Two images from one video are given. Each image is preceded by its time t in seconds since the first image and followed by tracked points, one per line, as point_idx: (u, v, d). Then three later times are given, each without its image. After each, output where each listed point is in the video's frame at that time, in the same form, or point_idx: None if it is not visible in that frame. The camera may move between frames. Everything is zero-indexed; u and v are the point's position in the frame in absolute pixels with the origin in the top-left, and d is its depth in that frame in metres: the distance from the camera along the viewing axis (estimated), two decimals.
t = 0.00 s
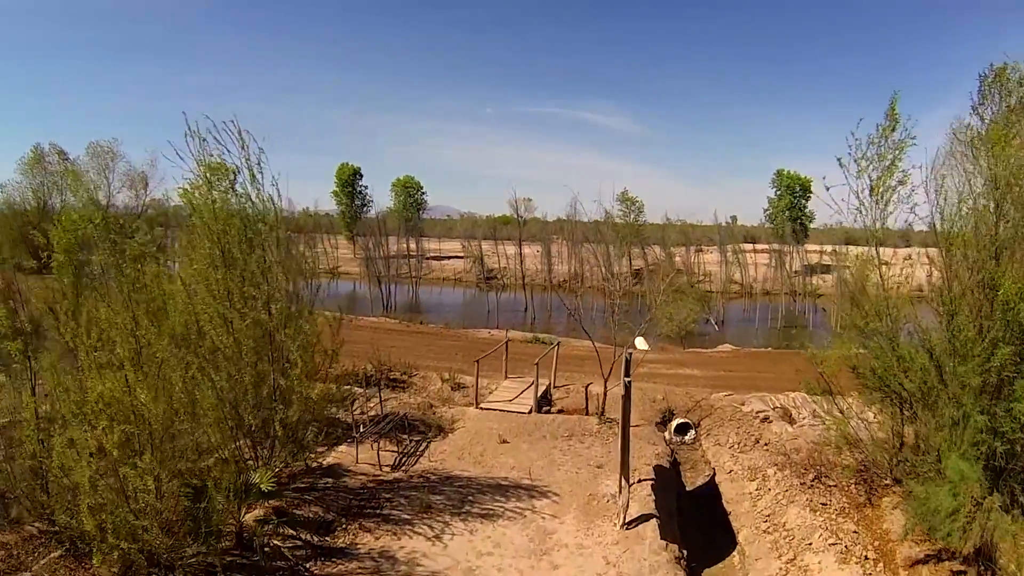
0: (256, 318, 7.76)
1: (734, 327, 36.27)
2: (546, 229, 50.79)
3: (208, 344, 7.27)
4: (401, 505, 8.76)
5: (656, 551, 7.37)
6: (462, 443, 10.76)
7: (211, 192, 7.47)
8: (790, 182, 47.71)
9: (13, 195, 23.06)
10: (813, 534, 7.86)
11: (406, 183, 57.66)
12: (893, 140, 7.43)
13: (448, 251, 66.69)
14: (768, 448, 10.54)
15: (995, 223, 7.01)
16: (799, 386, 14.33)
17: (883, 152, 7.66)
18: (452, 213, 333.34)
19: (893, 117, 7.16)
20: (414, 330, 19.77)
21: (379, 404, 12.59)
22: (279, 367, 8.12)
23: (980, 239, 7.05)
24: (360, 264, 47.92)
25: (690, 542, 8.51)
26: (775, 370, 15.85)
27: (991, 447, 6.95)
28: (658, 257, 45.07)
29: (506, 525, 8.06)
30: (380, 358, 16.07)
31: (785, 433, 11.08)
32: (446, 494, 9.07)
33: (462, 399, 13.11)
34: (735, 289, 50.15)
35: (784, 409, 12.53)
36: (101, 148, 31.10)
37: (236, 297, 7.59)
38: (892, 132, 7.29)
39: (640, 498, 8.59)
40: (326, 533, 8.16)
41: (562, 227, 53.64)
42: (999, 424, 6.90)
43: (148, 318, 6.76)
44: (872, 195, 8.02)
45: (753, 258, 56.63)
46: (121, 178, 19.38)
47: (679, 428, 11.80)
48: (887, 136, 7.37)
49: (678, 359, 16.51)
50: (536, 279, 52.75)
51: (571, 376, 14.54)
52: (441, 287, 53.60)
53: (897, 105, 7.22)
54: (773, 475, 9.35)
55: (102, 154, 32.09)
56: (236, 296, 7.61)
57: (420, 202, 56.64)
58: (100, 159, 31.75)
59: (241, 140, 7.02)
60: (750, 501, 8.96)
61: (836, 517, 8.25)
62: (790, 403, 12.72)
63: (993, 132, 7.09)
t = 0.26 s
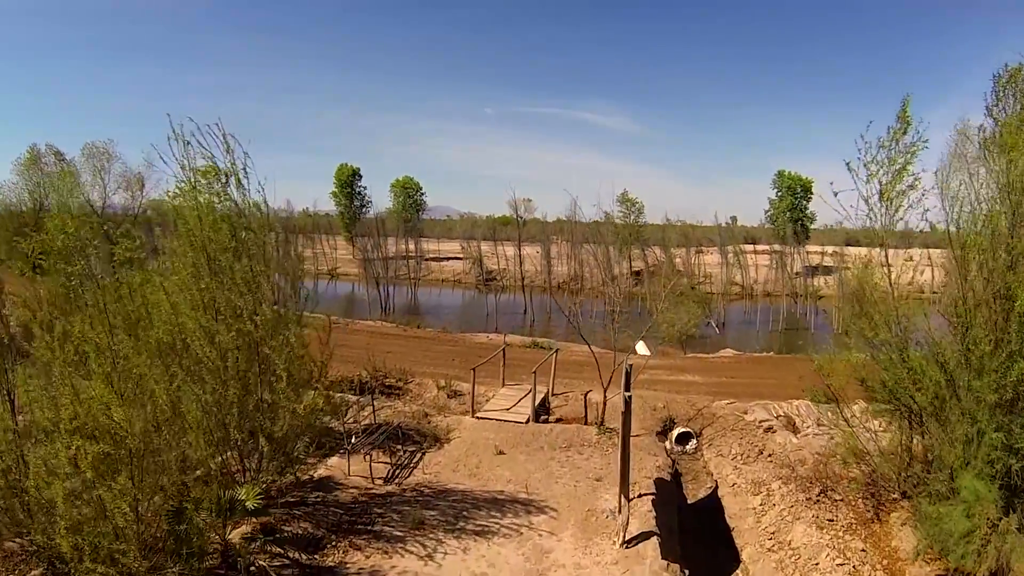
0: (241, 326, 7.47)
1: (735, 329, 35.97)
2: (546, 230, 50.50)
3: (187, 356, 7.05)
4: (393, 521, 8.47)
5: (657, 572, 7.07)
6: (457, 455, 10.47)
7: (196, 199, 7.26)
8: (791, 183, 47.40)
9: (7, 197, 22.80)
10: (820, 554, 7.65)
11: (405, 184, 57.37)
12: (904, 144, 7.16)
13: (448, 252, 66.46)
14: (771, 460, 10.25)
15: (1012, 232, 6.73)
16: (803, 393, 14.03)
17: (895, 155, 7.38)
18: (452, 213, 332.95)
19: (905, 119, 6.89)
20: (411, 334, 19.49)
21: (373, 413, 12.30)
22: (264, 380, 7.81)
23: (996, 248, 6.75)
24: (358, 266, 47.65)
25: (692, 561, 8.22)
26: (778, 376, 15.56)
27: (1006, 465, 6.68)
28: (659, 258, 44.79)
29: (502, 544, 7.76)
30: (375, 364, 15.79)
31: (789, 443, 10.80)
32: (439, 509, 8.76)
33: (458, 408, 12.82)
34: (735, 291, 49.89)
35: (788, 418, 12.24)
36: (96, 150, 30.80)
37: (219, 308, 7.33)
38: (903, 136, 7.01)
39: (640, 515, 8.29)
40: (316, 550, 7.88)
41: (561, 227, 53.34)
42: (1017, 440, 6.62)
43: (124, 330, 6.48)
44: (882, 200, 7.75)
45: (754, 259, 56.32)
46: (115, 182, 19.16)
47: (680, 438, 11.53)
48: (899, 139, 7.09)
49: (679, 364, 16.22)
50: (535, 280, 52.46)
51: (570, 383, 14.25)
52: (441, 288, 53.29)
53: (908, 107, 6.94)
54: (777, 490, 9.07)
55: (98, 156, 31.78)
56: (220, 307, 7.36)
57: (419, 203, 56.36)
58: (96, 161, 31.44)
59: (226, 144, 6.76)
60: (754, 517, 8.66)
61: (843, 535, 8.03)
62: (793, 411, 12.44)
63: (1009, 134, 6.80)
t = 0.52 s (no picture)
0: (227, 336, 7.25)
1: (735, 331, 35.68)
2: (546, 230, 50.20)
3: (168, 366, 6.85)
4: (384, 536, 8.21)
5: None
6: (452, 466, 10.20)
7: (180, 204, 6.92)
8: (792, 184, 47.09)
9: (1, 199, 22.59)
10: None
11: (404, 184, 57.06)
12: (917, 147, 6.87)
13: (447, 252, 66.16)
14: (775, 471, 10.01)
15: None
16: (806, 400, 13.77)
17: (906, 159, 7.10)
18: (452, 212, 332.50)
19: (917, 121, 6.61)
20: (407, 337, 19.19)
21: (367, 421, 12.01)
22: (250, 392, 7.59)
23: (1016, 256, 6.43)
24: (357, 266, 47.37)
25: None
26: (780, 382, 15.28)
27: None
28: (659, 259, 44.46)
29: (497, 562, 7.49)
30: (370, 369, 15.50)
31: (794, 453, 10.55)
32: (433, 524, 8.49)
33: (455, 415, 12.54)
34: (736, 292, 49.59)
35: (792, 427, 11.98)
36: (91, 151, 30.48)
37: (203, 318, 7.10)
38: (916, 138, 6.73)
39: (641, 531, 8.03)
40: (304, 567, 7.62)
41: (561, 228, 53.02)
42: None
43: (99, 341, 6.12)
44: (892, 204, 7.47)
45: (754, 259, 56.04)
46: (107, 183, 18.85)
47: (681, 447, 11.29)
48: (911, 141, 6.80)
49: (680, 369, 15.95)
50: (535, 281, 52.17)
51: (569, 389, 13.98)
52: (440, 288, 52.98)
53: (920, 109, 6.66)
54: (783, 504, 8.92)
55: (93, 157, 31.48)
56: (205, 316, 7.12)
57: (418, 203, 56.06)
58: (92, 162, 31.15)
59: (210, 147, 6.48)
60: (757, 533, 8.56)
61: (850, 553, 7.98)
62: (796, 419, 12.19)
63: None
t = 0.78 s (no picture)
0: (213, 350, 7.02)
1: (737, 333, 35.39)
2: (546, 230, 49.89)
3: (153, 378, 6.58)
4: (376, 552, 7.93)
5: None
6: (448, 478, 9.93)
7: (164, 214, 6.71)
8: (794, 185, 46.81)
9: None
10: None
11: (404, 184, 56.74)
12: (932, 150, 6.62)
13: (447, 253, 65.86)
14: (781, 485, 9.82)
15: None
16: (810, 408, 13.48)
17: (918, 164, 6.86)
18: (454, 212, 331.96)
19: (932, 123, 6.37)
20: (404, 342, 18.91)
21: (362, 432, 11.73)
22: (234, 407, 7.32)
23: None
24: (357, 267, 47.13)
25: None
26: (784, 388, 14.98)
27: None
28: (660, 260, 44.14)
29: None
30: (366, 376, 15.23)
31: (799, 464, 10.30)
32: (426, 539, 8.23)
33: (452, 424, 12.28)
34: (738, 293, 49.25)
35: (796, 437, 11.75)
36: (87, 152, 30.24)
37: (188, 331, 6.85)
38: (930, 141, 6.49)
39: (642, 549, 7.77)
40: None
41: (561, 228, 52.70)
42: None
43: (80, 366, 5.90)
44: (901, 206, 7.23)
45: (756, 260, 55.69)
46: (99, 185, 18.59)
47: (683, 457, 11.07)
48: (925, 145, 6.57)
49: (681, 375, 15.66)
50: (535, 282, 51.87)
51: (568, 396, 13.71)
52: (440, 290, 52.69)
53: (935, 111, 6.43)
54: (788, 521, 8.82)
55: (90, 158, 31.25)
56: (190, 328, 6.88)
57: (417, 203, 55.75)
58: (88, 163, 30.90)
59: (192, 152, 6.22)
60: (763, 551, 8.53)
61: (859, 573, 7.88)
62: (801, 427, 11.94)
63: None
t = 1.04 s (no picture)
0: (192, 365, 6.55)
1: (739, 335, 35.05)
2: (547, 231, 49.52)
3: (128, 397, 6.36)
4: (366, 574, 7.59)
5: None
6: (442, 493, 9.60)
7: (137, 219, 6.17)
8: (795, 185, 46.52)
9: None
10: None
11: (403, 184, 56.34)
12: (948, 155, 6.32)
13: (446, 253, 65.49)
14: (787, 500, 9.53)
15: None
16: (815, 418, 13.16)
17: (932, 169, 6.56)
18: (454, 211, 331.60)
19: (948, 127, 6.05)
20: (402, 347, 18.57)
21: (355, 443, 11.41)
22: (216, 424, 6.84)
23: None
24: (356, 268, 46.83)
25: None
26: (787, 396, 14.66)
27: None
28: (661, 261, 43.76)
29: None
30: (361, 383, 14.89)
31: (805, 478, 10.00)
32: (418, 560, 7.89)
33: (448, 434, 11.95)
34: (740, 295, 48.88)
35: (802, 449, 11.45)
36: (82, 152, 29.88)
37: (168, 344, 6.46)
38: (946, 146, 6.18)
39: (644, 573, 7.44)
40: None
41: (562, 229, 52.33)
42: None
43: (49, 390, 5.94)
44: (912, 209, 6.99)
45: (758, 262, 55.34)
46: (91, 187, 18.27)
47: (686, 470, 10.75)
48: (941, 150, 6.25)
49: (683, 382, 15.32)
50: (535, 283, 51.53)
51: (568, 404, 13.37)
52: (439, 291, 52.34)
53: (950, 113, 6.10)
54: (795, 541, 8.51)
55: (85, 158, 30.91)
56: (170, 339, 6.46)
57: (417, 204, 55.36)
58: (84, 163, 30.57)
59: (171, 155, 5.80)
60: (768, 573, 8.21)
61: None
62: (807, 438, 11.65)
63: None
